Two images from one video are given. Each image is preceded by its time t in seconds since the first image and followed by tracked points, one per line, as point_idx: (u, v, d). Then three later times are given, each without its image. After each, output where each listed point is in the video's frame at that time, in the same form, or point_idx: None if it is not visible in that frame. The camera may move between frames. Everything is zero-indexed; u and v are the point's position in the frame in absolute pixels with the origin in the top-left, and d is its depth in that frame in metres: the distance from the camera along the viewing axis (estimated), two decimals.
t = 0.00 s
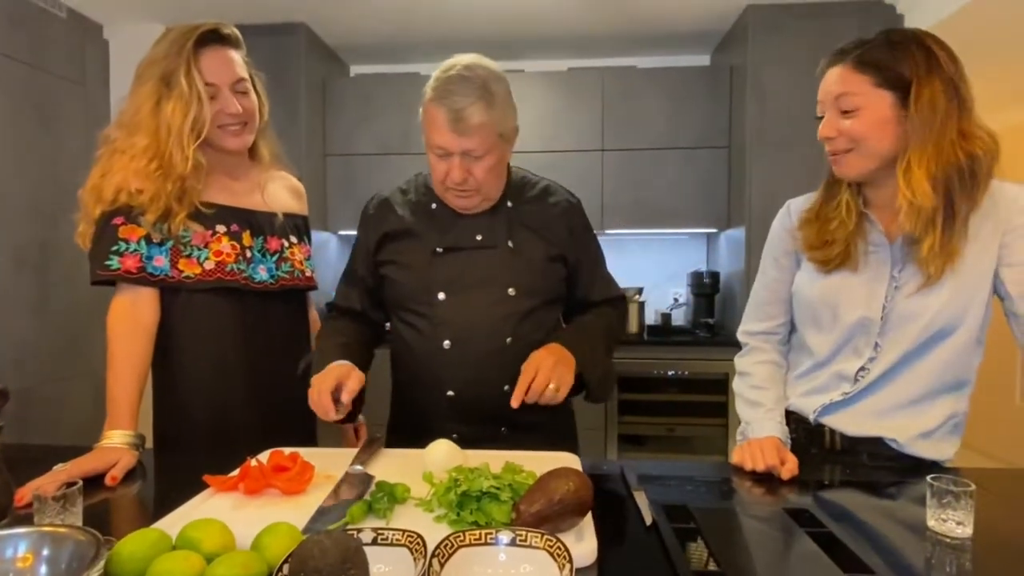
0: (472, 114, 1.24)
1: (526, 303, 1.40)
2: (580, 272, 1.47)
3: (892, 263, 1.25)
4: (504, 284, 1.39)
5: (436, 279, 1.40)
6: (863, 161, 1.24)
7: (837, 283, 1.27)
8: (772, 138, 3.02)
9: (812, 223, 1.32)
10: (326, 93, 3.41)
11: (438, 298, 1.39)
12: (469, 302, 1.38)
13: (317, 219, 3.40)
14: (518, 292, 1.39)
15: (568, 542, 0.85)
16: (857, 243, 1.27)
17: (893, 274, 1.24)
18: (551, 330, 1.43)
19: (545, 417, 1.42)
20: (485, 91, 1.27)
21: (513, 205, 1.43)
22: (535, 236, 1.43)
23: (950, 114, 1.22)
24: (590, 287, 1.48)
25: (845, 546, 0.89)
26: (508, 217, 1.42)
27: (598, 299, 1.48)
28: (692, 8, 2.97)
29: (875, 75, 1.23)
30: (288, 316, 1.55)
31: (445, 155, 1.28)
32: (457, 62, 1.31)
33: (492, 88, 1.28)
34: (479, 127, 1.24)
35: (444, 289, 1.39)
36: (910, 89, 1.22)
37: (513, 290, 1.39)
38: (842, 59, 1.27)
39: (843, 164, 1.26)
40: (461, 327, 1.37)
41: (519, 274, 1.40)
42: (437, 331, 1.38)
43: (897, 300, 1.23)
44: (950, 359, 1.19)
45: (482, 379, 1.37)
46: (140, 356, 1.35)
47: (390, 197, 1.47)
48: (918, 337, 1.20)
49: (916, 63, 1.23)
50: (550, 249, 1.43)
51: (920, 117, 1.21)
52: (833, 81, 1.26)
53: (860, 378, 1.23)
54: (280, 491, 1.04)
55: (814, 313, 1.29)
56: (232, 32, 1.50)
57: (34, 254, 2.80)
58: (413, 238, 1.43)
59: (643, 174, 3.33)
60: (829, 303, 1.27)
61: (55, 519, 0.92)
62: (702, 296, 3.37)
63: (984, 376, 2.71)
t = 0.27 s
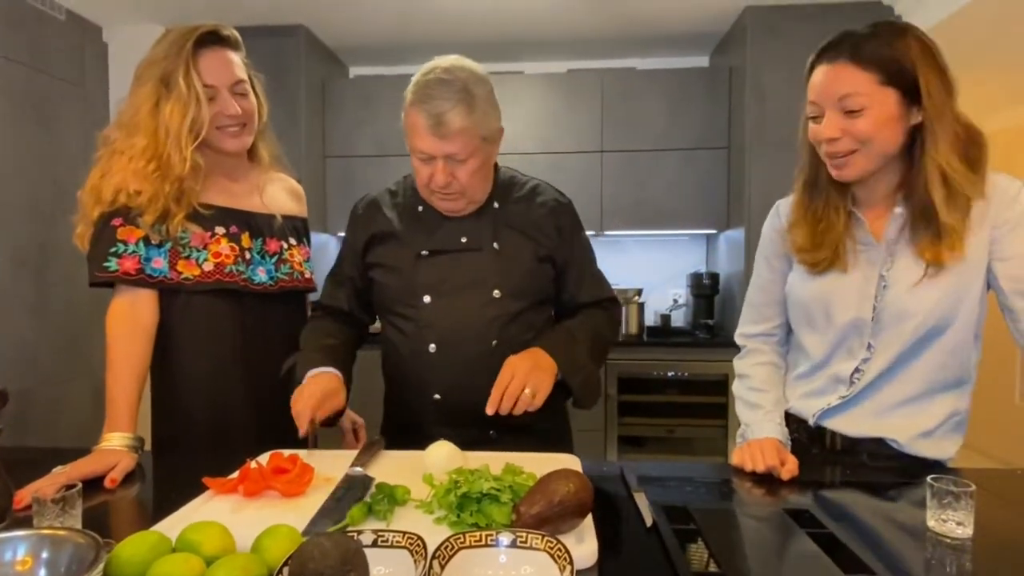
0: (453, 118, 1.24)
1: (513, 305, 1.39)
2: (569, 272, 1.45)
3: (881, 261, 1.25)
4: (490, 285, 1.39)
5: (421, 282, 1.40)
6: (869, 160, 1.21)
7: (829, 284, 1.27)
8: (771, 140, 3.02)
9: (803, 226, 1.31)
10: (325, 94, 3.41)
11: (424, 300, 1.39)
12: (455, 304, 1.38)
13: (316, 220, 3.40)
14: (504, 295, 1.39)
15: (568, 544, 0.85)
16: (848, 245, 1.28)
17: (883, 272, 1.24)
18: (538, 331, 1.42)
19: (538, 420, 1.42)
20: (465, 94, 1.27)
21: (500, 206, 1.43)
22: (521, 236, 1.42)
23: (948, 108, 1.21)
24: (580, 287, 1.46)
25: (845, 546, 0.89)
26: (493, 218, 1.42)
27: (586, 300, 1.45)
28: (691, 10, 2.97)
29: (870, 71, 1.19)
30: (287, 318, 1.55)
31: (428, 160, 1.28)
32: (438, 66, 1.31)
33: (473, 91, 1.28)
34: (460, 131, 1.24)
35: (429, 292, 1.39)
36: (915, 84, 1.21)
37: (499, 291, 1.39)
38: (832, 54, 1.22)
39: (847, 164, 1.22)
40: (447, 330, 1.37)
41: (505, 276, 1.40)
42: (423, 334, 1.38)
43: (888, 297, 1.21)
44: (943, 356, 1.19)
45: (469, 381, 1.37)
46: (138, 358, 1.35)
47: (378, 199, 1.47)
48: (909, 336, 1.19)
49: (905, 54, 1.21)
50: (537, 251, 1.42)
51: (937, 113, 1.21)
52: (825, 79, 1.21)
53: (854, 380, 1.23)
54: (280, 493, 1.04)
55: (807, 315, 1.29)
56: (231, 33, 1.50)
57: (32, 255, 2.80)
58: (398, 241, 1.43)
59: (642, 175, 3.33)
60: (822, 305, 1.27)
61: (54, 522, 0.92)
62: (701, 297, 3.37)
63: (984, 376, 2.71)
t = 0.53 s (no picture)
0: (458, 117, 1.24)
1: (506, 307, 1.39)
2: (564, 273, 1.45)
3: (875, 264, 1.25)
4: (484, 287, 1.39)
5: (414, 284, 1.40)
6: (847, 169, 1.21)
7: (823, 290, 1.27)
8: (770, 140, 3.02)
9: (795, 231, 1.31)
10: (325, 96, 3.41)
11: (418, 303, 1.39)
12: (449, 306, 1.38)
13: (317, 222, 3.40)
14: (498, 296, 1.39)
15: (569, 545, 0.85)
16: (841, 249, 1.28)
17: (876, 276, 1.24)
18: (531, 333, 1.42)
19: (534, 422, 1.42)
20: (464, 93, 1.27)
21: (493, 207, 1.43)
22: (514, 237, 1.42)
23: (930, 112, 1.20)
24: (576, 289, 1.45)
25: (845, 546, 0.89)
26: (487, 220, 1.42)
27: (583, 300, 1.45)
28: (690, 11, 2.97)
29: (848, 78, 1.18)
30: (288, 320, 1.55)
31: (434, 163, 1.28)
32: (427, 69, 1.31)
33: (470, 90, 1.29)
34: (466, 130, 1.25)
35: (422, 295, 1.39)
36: (891, 89, 1.19)
37: (493, 293, 1.39)
38: (811, 62, 1.21)
39: (827, 173, 1.22)
40: (441, 333, 1.37)
41: (498, 278, 1.39)
42: (418, 336, 1.38)
43: (881, 302, 1.23)
44: (940, 358, 1.18)
45: (466, 383, 1.37)
46: (139, 360, 1.35)
47: (371, 202, 1.47)
48: (904, 339, 1.19)
49: (884, 58, 1.20)
50: (531, 252, 1.42)
51: (903, 119, 1.18)
52: (805, 86, 1.21)
53: (851, 384, 1.23)
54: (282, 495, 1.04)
55: (803, 319, 1.30)
56: (234, 35, 1.50)
57: (33, 257, 2.80)
58: (391, 244, 1.43)
59: (642, 176, 3.33)
60: (817, 309, 1.27)
61: (55, 524, 0.92)
62: (702, 298, 3.37)
63: (985, 376, 2.70)
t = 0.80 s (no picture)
0: (459, 120, 1.24)
1: (507, 307, 1.39)
2: (562, 273, 1.44)
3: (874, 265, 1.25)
4: (486, 287, 1.39)
5: (416, 285, 1.40)
6: (846, 169, 1.22)
7: (823, 291, 1.27)
8: (771, 140, 3.02)
9: (794, 232, 1.31)
10: (326, 97, 3.41)
11: (420, 304, 1.39)
12: (450, 307, 1.38)
13: (318, 223, 3.40)
14: (500, 296, 1.39)
15: (570, 546, 0.84)
16: (840, 250, 1.28)
17: (875, 278, 1.24)
18: (535, 332, 1.42)
19: (536, 421, 1.42)
20: (466, 96, 1.27)
21: (493, 207, 1.43)
22: (515, 237, 1.42)
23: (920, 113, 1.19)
24: (571, 289, 1.43)
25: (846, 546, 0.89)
26: (487, 221, 1.41)
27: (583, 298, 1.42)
28: (690, 11, 2.97)
29: (845, 79, 1.19)
30: (289, 322, 1.55)
31: (434, 164, 1.28)
32: (432, 69, 1.31)
33: (473, 94, 1.29)
34: (468, 133, 1.25)
35: (424, 296, 1.39)
36: (881, 91, 1.19)
37: (495, 293, 1.39)
38: (806, 64, 1.21)
39: (822, 173, 1.24)
40: (443, 333, 1.37)
41: (500, 278, 1.39)
42: (420, 337, 1.38)
43: (880, 304, 1.23)
44: (940, 358, 1.18)
45: (467, 383, 1.37)
46: (140, 363, 1.35)
47: (370, 203, 1.47)
48: (904, 340, 1.19)
49: (878, 60, 1.19)
50: (532, 251, 1.42)
51: (890, 122, 1.18)
52: (801, 87, 1.21)
53: (852, 385, 1.23)
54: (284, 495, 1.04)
55: (803, 321, 1.30)
56: (237, 37, 1.50)
57: (34, 259, 2.80)
58: (391, 246, 1.43)
59: (643, 176, 3.33)
60: (816, 311, 1.27)
61: (55, 525, 0.92)
62: (703, 298, 3.37)
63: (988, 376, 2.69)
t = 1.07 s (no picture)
0: (452, 124, 1.24)
1: (509, 308, 1.39)
2: (563, 274, 1.44)
3: (876, 264, 1.24)
4: (489, 288, 1.39)
5: (418, 286, 1.40)
6: (847, 167, 1.22)
7: (825, 290, 1.26)
8: (771, 139, 3.02)
9: (796, 231, 1.31)
10: (327, 98, 3.42)
11: (422, 305, 1.39)
12: (452, 307, 1.38)
13: (319, 224, 3.40)
14: (502, 297, 1.39)
15: (572, 546, 0.84)
16: (843, 250, 1.27)
17: (878, 277, 1.23)
18: (538, 332, 1.42)
19: (538, 422, 1.42)
20: (464, 100, 1.26)
21: (496, 209, 1.42)
22: (517, 238, 1.42)
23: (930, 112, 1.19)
24: (571, 291, 1.42)
25: (848, 545, 0.89)
26: (489, 222, 1.41)
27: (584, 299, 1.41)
28: (691, 11, 2.97)
29: (847, 77, 1.19)
30: (290, 323, 1.55)
31: (427, 164, 1.28)
32: (437, 71, 1.31)
33: (473, 97, 1.28)
34: (461, 137, 1.24)
35: (426, 296, 1.39)
36: (886, 88, 1.18)
37: (497, 294, 1.39)
38: (810, 62, 1.21)
39: (824, 170, 1.22)
40: (446, 334, 1.37)
41: (503, 279, 1.39)
42: (422, 338, 1.38)
43: (883, 303, 1.22)
44: (943, 357, 1.18)
45: (469, 384, 1.37)
46: (141, 364, 1.35)
47: (373, 203, 1.47)
48: (906, 340, 1.19)
49: (883, 58, 1.19)
50: (535, 253, 1.42)
51: (901, 120, 1.18)
52: (804, 84, 1.20)
53: (854, 385, 1.23)
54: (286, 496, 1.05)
55: (805, 320, 1.29)
56: (238, 38, 1.50)
57: (36, 261, 2.81)
58: (393, 246, 1.42)
59: (643, 177, 3.33)
60: (819, 310, 1.27)
61: (57, 526, 0.92)
62: (704, 298, 3.37)
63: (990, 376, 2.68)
